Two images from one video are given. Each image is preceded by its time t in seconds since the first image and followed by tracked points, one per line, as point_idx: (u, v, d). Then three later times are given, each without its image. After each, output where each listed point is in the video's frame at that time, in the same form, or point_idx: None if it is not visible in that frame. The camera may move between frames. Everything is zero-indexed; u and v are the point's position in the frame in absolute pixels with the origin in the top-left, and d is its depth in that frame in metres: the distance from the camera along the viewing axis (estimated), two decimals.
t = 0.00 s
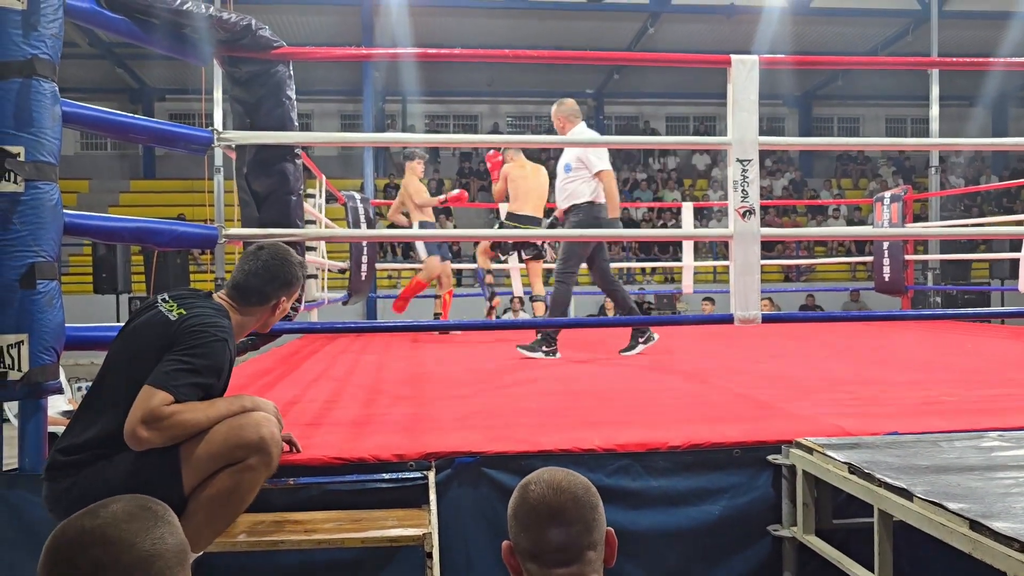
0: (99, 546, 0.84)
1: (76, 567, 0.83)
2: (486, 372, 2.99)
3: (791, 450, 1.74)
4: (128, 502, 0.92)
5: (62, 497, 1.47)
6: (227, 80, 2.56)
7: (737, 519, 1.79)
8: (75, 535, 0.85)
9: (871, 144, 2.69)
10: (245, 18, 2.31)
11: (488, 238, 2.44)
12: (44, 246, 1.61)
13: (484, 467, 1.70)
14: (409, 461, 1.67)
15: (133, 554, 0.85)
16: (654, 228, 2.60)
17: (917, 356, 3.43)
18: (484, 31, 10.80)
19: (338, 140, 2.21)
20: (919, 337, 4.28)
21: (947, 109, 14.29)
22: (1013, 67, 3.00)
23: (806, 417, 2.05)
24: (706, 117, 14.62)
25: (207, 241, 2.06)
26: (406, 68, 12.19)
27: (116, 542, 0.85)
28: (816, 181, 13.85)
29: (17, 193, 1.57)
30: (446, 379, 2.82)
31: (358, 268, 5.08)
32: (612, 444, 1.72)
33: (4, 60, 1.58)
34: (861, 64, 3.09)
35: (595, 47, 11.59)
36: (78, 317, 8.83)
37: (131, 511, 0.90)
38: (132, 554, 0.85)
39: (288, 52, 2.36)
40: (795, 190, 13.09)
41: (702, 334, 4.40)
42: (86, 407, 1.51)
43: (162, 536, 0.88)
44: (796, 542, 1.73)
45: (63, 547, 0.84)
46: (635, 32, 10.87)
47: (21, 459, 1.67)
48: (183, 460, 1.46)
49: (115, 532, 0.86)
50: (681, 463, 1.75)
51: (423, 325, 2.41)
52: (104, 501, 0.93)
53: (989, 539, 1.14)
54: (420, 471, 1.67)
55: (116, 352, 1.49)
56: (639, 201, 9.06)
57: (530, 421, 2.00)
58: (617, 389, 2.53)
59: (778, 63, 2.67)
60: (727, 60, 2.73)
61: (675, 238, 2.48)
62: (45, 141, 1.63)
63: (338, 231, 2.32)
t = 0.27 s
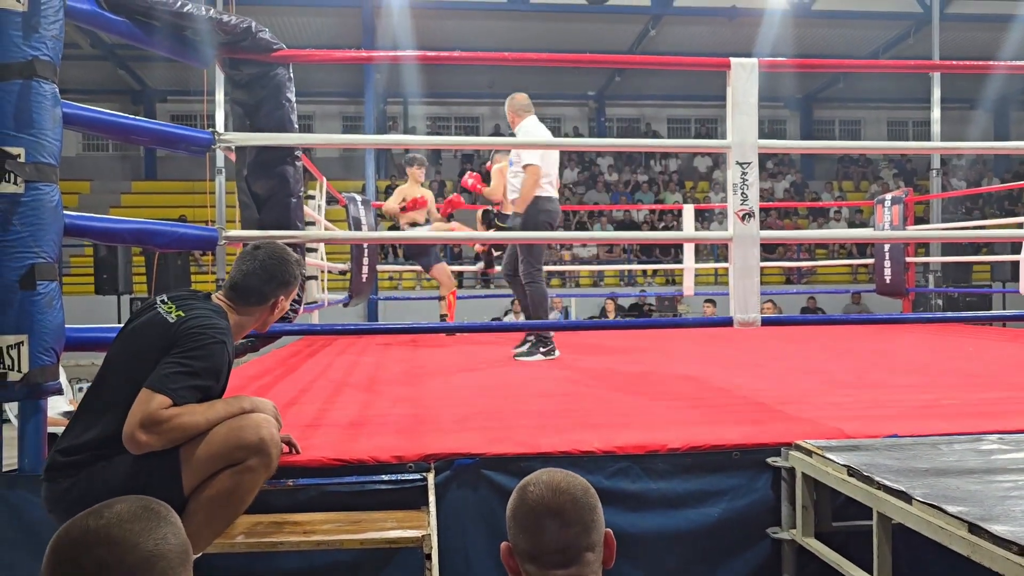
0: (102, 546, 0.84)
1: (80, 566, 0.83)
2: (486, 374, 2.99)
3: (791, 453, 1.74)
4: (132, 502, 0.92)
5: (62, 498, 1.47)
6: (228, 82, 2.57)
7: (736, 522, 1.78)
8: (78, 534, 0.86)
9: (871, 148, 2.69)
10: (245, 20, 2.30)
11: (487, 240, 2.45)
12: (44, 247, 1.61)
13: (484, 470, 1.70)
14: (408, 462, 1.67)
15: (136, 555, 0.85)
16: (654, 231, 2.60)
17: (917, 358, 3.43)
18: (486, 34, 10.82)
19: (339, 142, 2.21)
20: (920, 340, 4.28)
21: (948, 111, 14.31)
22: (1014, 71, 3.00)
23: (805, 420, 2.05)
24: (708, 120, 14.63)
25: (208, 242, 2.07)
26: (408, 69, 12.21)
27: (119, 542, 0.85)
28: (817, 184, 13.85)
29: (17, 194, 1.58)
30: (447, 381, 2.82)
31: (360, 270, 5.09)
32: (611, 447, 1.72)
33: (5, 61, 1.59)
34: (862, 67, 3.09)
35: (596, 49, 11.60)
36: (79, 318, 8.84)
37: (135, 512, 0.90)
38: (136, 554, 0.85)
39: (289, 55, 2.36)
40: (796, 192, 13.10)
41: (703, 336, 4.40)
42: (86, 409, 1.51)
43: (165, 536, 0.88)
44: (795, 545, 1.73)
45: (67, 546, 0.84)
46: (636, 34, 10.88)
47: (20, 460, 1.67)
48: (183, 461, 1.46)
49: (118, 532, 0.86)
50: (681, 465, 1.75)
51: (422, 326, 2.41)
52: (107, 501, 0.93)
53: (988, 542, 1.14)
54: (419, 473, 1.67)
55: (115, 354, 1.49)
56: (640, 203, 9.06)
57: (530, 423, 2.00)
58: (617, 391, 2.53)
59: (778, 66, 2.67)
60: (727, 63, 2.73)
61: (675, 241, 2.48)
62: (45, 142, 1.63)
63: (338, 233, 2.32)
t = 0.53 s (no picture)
0: (98, 545, 0.84)
1: (77, 566, 0.83)
2: (485, 376, 2.98)
3: (788, 455, 1.74)
4: (130, 502, 0.92)
5: (59, 498, 1.47)
6: (228, 83, 2.57)
7: (734, 525, 1.78)
8: (75, 535, 0.86)
9: (870, 149, 2.70)
10: (244, 21, 2.28)
11: (485, 241, 2.45)
12: (43, 247, 1.61)
13: (481, 471, 1.70)
14: (406, 464, 1.67)
15: (133, 555, 0.85)
16: (653, 233, 2.61)
17: (917, 361, 3.43)
18: (485, 36, 10.84)
19: (339, 143, 2.21)
20: (920, 342, 4.28)
21: (949, 113, 14.30)
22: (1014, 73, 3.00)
23: (803, 422, 2.05)
24: (709, 122, 14.61)
25: (206, 244, 2.06)
26: (408, 71, 12.21)
27: (117, 541, 0.85)
28: (818, 186, 13.84)
29: (17, 194, 1.58)
30: (445, 382, 2.82)
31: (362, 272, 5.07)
32: (609, 448, 1.72)
33: (4, 62, 1.59)
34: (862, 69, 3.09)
35: (596, 51, 11.60)
36: (79, 319, 8.85)
37: (132, 512, 0.90)
38: (133, 554, 0.85)
39: (288, 58, 2.36)
40: (797, 195, 13.11)
41: (702, 338, 4.39)
42: (81, 410, 1.50)
43: (162, 536, 0.88)
44: (793, 547, 1.73)
45: (65, 545, 0.85)
46: (637, 36, 10.88)
47: (19, 461, 1.68)
48: (179, 462, 1.46)
49: (116, 532, 0.86)
50: (679, 467, 1.75)
51: (421, 328, 2.41)
52: (106, 500, 0.93)
53: (984, 544, 1.14)
54: (418, 474, 1.68)
55: (111, 354, 1.49)
56: (640, 204, 9.04)
57: (528, 425, 2.00)
58: (615, 393, 2.53)
59: (778, 68, 2.67)
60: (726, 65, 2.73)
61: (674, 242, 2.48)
62: (44, 144, 1.63)
63: (338, 235, 2.33)
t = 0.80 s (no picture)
0: (102, 546, 0.85)
1: (82, 566, 0.83)
2: (485, 377, 2.98)
3: (788, 456, 1.74)
4: (135, 505, 0.93)
5: (57, 498, 1.47)
6: (229, 85, 2.58)
7: (734, 525, 1.78)
8: (80, 536, 0.86)
9: (869, 151, 2.70)
10: (245, 23, 2.28)
11: (485, 242, 2.46)
12: (44, 249, 1.62)
13: (479, 472, 1.70)
14: (405, 465, 1.67)
15: (137, 557, 0.85)
16: (653, 234, 2.61)
17: (916, 362, 3.43)
18: (485, 38, 10.87)
19: (340, 145, 2.21)
20: (920, 343, 4.27)
21: (949, 115, 14.30)
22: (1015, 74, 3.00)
23: (802, 423, 2.05)
24: (709, 123, 14.62)
25: (206, 245, 2.06)
26: (410, 72, 12.25)
27: (121, 543, 0.85)
28: (818, 188, 13.86)
29: (17, 196, 1.58)
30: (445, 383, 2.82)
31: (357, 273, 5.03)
32: (609, 450, 1.72)
33: (5, 64, 1.59)
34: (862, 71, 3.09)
35: (597, 53, 11.64)
36: (81, 320, 8.86)
37: (137, 514, 0.90)
38: (137, 555, 0.85)
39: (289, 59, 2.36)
40: (797, 196, 13.12)
41: (703, 339, 4.39)
42: (81, 410, 1.51)
43: (166, 539, 0.89)
44: (792, 548, 1.73)
45: (70, 546, 0.85)
46: (637, 38, 10.92)
47: (18, 462, 1.68)
48: (177, 462, 1.46)
49: (120, 533, 0.86)
50: (679, 469, 1.75)
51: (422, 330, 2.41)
52: (111, 503, 0.93)
53: (983, 545, 1.14)
54: (417, 475, 1.68)
55: (110, 354, 1.50)
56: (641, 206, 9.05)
57: (527, 426, 2.00)
58: (614, 394, 2.54)
59: (779, 70, 2.67)
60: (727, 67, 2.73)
61: (674, 244, 2.48)
62: (44, 145, 1.64)
63: (339, 236, 2.33)
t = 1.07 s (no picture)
0: (123, 552, 0.85)
1: (99, 568, 0.84)
2: (486, 378, 2.98)
3: (788, 458, 1.74)
4: (158, 512, 0.92)
5: (62, 495, 1.47)
6: (229, 87, 2.58)
7: (734, 527, 1.78)
8: (102, 542, 0.86)
9: (869, 153, 2.70)
10: (246, 26, 2.30)
11: (484, 244, 2.46)
12: (44, 250, 1.62)
13: (480, 473, 1.70)
14: (405, 466, 1.67)
15: (158, 564, 0.85)
16: (653, 237, 2.61)
17: (917, 363, 3.42)
18: (486, 40, 10.90)
19: (340, 148, 2.21)
20: (920, 345, 4.27)
21: (949, 116, 14.29)
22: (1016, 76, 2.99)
23: (802, 424, 2.05)
24: (710, 125, 14.64)
25: (207, 246, 2.06)
26: (411, 74, 12.28)
27: (142, 550, 0.85)
28: (819, 189, 13.85)
29: (18, 198, 1.59)
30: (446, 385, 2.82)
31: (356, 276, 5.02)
32: (609, 451, 1.72)
33: (6, 66, 1.59)
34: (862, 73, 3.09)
35: (598, 55, 11.67)
36: (83, 321, 8.87)
37: (160, 522, 0.90)
38: (157, 562, 0.85)
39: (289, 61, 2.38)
40: (798, 198, 13.12)
41: (703, 340, 4.39)
42: (91, 410, 1.52)
43: (187, 547, 0.88)
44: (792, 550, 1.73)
45: (91, 551, 0.85)
46: (638, 40, 10.94)
47: (18, 463, 1.68)
48: (183, 464, 1.46)
49: (143, 540, 0.86)
50: (678, 470, 1.75)
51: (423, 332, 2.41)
52: (135, 510, 0.93)
53: (983, 546, 1.14)
54: (416, 476, 1.68)
55: (124, 354, 1.50)
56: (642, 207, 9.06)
57: (527, 427, 2.00)
58: (614, 395, 2.53)
59: (780, 74, 2.67)
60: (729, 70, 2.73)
61: (674, 247, 2.48)
62: (44, 147, 1.64)
63: (339, 240, 2.32)
